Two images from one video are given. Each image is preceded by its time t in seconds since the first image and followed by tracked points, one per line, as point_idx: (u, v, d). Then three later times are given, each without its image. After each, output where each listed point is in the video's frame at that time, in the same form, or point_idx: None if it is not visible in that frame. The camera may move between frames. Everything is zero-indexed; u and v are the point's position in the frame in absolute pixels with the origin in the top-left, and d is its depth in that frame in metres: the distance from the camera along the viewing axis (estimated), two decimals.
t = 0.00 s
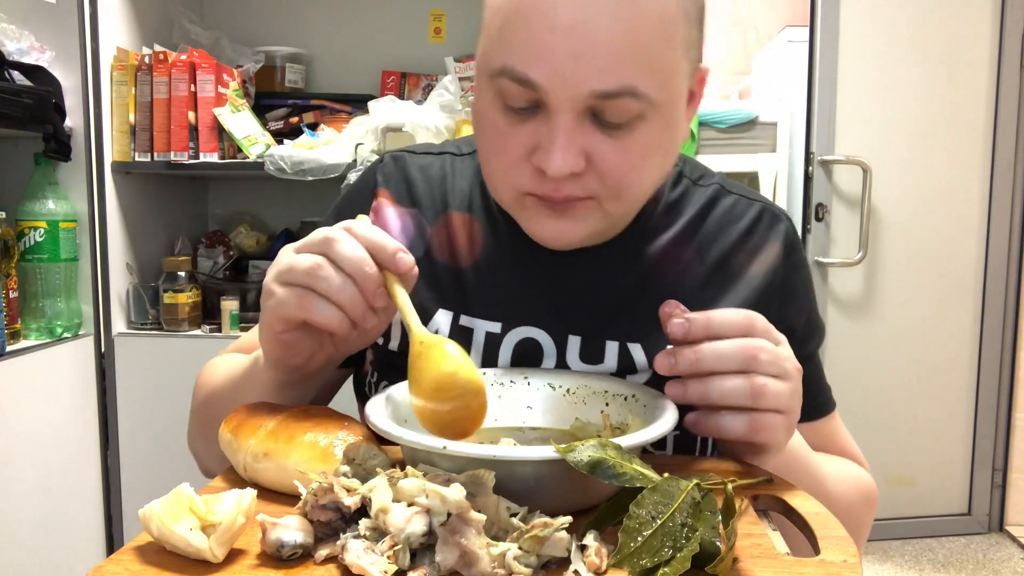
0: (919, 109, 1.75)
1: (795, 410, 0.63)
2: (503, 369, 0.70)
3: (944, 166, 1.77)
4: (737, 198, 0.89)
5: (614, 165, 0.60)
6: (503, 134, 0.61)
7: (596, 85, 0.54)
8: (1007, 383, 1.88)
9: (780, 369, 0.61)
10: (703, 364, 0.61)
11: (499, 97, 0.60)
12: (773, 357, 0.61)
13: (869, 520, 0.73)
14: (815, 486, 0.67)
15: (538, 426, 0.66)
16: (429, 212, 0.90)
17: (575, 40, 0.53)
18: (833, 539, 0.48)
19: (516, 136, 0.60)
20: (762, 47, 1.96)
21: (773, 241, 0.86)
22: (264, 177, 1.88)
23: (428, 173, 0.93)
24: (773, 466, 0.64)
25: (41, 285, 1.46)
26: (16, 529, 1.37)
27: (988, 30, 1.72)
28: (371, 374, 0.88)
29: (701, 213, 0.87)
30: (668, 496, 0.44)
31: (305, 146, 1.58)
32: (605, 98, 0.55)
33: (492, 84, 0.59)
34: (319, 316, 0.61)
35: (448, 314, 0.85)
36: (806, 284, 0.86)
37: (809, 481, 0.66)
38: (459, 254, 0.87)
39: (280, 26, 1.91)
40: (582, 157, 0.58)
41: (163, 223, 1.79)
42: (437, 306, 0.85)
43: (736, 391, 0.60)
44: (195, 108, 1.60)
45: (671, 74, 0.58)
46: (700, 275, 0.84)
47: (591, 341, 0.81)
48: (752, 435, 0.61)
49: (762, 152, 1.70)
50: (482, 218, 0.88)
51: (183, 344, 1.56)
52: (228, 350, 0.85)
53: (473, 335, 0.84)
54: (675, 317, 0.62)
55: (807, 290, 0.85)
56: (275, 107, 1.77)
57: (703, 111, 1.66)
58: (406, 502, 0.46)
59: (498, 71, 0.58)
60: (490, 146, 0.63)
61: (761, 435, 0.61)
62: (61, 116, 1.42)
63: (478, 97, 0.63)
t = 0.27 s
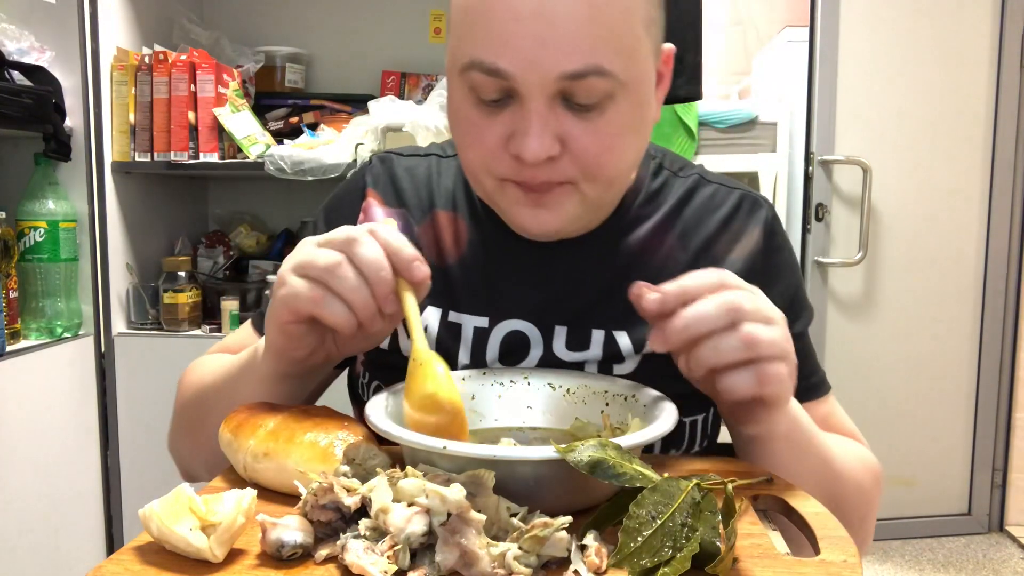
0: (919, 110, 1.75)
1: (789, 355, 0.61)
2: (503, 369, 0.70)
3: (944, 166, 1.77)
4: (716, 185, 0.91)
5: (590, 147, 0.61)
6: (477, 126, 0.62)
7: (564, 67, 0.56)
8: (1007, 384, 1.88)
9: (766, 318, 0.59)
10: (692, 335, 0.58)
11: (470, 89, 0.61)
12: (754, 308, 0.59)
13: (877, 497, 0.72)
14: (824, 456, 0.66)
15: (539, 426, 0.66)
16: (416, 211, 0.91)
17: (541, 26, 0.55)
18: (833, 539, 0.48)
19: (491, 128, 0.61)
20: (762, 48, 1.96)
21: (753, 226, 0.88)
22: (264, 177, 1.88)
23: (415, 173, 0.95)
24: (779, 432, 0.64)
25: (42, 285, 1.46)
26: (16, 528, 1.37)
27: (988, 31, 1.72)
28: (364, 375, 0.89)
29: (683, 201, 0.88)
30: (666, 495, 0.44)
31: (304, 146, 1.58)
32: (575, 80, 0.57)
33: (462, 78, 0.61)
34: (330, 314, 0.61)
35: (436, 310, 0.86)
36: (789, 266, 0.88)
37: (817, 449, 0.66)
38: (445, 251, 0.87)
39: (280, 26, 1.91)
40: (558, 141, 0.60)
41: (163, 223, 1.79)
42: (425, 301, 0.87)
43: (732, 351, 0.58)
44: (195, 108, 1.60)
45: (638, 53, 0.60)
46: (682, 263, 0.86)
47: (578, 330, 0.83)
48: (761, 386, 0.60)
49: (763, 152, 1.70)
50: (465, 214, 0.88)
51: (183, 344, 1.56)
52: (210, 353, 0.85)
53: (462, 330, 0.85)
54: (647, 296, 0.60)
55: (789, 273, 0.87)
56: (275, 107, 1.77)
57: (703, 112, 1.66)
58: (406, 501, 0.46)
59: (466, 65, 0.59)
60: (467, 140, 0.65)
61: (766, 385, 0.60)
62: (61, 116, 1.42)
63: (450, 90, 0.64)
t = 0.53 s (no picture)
0: (919, 109, 1.75)
1: (747, 325, 0.59)
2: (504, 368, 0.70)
3: (944, 166, 1.77)
4: (700, 179, 0.94)
5: (573, 132, 0.63)
6: (461, 121, 0.65)
7: (540, 52, 0.58)
8: (1007, 384, 1.87)
9: (715, 292, 0.59)
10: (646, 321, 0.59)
11: (451, 85, 0.64)
12: (700, 284, 0.58)
13: (875, 469, 0.71)
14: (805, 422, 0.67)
15: (539, 426, 0.66)
16: (407, 211, 0.93)
17: (516, 13, 0.57)
18: (833, 539, 0.48)
19: (474, 122, 0.64)
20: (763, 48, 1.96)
21: (738, 217, 0.90)
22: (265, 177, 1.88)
23: (406, 174, 0.97)
24: (764, 406, 0.64)
25: (41, 285, 1.46)
26: (16, 528, 1.37)
27: (988, 30, 1.72)
28: (359, 377, 0.90)
29: (668, 195, 0.91)
30: (665, 495, 0.44)
31: (304, 146, 1.58)
32: (551, 64, 0.59)
33: (443, 75, 0.64)
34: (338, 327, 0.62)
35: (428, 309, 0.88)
36: (775, 254, 0.89)
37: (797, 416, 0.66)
38: (436, 249, 0.90)
39: (280, 26, 1.91)
40: (541, 128, 0.62)
41: (163, 224, 1.79)
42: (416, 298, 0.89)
43: (689, 330, 0.58)
44: (195, 108, 1.60)
45: (612, 37, 0.62)
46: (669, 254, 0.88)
47: (566, 324, 0.85)
48: (726, 359, 0.58)
49: (763, 152, 1.70)
50: (454, 213, 0.90)
51: (183, 343, 1.57)
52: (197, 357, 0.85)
53: (454, 328, 0.87)
54: (598, 295, 0.62)
55: (775, 262, 0.89)
56: (275, 107, 1.78)
57: (702, 112, 1.66)
58: (406, 501, 0.46)
59: (447, 59, 0.62)
60: (454, 139, 0.67)
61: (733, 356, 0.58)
62: (61, 116, 1.42)
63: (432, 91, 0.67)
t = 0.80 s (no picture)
0: (919, 109, 1.75)
1: (755, 343, 0.59)
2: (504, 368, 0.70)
3: (944, 166, 1.77)
4: (698, 179, 0.93)
5: (564, 131, 0.63)
6: (452, 121, 0.65)
7: (530, 51, 0.58)
8: (1008, 383, 1.87)
9: (725, 311, 0.59)
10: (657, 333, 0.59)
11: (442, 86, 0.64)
12: (711, 301, 0.58)
13: (864, 471, 0.72)
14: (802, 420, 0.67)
15: (538, 426, 0.66)
16: (405, 211, 0.93)
17: (504, 12, 0.57)
18: (833, 539, 0.48)
19: (466, 121, 0.64)
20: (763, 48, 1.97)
21: (737, 217, 0.90)
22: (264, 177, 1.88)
23: (404, 174, 0.97)
24: (763, 412, 0.63)
25: (41, 285, 1.46)
26: (17, 528, 1.37)
27: (987, 30, 1.72)
28: (357, 378, 0.90)
29: (666, 195, 0.91)
30: (665, 495, 0.44)
31: (304, 146, 1.58)
32: (542, 62, 0.59)
33: (434, 75, 0.63)
34: (347, 315, 0.62)
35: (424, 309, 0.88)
36: (774, 255, 0.89)
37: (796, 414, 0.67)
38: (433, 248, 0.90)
39: (280, 26, 1.91)
40: (532, 127, 0.62)
41: (163, 223, 1.79)
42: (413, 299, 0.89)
43: (699, 344, 0.58)
44: (195, 108, 1.60)
45: (603, 35, 0.62)
46: (667, 254, 0.88)
47: (563, 323, 0.85)
48: (734, 376, 0.58)
49: (763, 152, 1.70)
50: (452, 213, 0.90)
51: (183, 343, 1.57)
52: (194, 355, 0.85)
53: (451, 328, 0.87)
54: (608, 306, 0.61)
55: (773, 263, 0.89)
56: (275, 107, 1.77)
57: (702, 112, 1.66)
58: (406, 501, 0.46)
59: (437, 60, 0.62)
60: (446, 139, 0.67)
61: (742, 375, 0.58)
62: (61, 117, 1.42)
63: (423, 89, 0.67)
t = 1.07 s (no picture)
0: (919, 109, 1.75)
1: (765, 340, 0.60)
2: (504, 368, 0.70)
3: (944, 166, 1.77)
4: (700, 180, 0.93)
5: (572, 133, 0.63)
6: (460, 125, 0.65)
7: (539, 56, 0.58)
8: (1008, 383, 1.87)
9: (732, 310, 0.59)
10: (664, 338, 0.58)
11: (449, 88, 0.64)
12: (719, 302, 0.58)
13: (871, 471, 0.71)
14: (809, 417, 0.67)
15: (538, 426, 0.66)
16: (407, 211, 0.93)
17: (514, 17, 0.57)
18: (832, 539, 0.48)
19: (473, 123, 0.64)
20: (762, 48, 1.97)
21: (738, 219, 0.90)
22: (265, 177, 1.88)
23: (406, 174, 0.98)
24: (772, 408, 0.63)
25: (41, 285, 1.46)
26: (17, 528, 1.37)
27: (987, 30, 1.72)
28: (358, 378, 0.90)
29: (668, 196, 0.91)
30: (665, 495, 0.44)
31: (304, 146, 1.58)
32: (550, 68, 0.59)
33: (442, 78, 0.63)
34: (355, 341, 0.62)
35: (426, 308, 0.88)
36: (774, 255, 0.90)
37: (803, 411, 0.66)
38: (435, 249, 0.90)
39: (280, 26, 1.91)
40: (541, 131, 0.62)
41: (162, 223, 1.79)
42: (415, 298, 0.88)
43: (708, 345, 0.58)
44: (195, 108, 1.60)
45: (609, 37, 0.62)
46: (668, 255, 0.88)
47: (565, 324, 0.86)
48: (747, 375, 0.59)
49: (763, 152, 1.70)
50: (453, 213, 0.90)
51: (183, 343, 1.57)
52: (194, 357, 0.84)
53: (453, 328, 0.87)
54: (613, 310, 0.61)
55: (773, 264, 0.89)
56: (275, 107, 1.78)
57: (702, 111, 1.66)
58: (406, 501, 0.46)
59: (445, 64, 0.62)
60: (453, 140, 0.67)
61: (755, 372, 0.59)
62: (61, 116, 1.42)
63: (430, 92, 0.67)
